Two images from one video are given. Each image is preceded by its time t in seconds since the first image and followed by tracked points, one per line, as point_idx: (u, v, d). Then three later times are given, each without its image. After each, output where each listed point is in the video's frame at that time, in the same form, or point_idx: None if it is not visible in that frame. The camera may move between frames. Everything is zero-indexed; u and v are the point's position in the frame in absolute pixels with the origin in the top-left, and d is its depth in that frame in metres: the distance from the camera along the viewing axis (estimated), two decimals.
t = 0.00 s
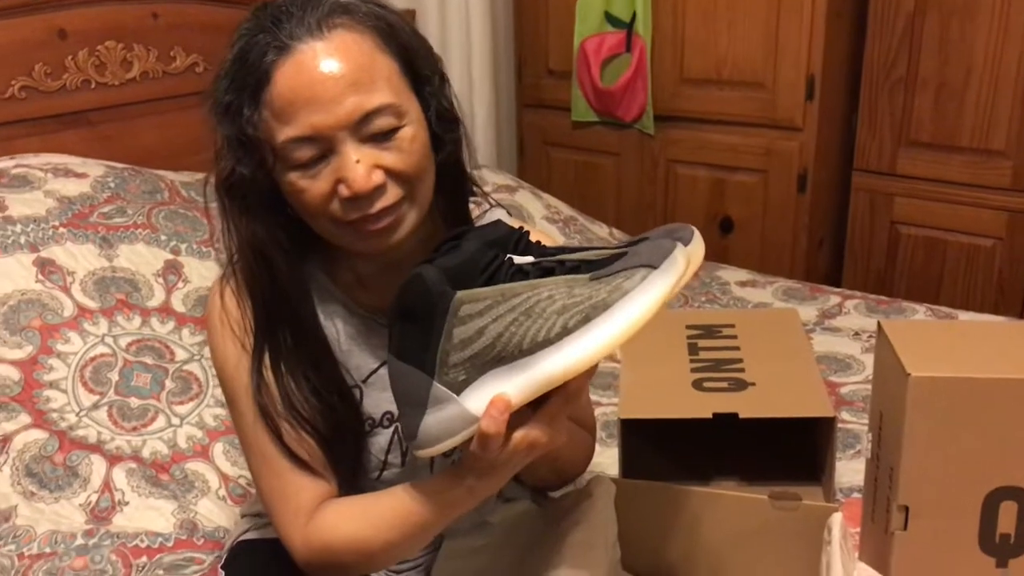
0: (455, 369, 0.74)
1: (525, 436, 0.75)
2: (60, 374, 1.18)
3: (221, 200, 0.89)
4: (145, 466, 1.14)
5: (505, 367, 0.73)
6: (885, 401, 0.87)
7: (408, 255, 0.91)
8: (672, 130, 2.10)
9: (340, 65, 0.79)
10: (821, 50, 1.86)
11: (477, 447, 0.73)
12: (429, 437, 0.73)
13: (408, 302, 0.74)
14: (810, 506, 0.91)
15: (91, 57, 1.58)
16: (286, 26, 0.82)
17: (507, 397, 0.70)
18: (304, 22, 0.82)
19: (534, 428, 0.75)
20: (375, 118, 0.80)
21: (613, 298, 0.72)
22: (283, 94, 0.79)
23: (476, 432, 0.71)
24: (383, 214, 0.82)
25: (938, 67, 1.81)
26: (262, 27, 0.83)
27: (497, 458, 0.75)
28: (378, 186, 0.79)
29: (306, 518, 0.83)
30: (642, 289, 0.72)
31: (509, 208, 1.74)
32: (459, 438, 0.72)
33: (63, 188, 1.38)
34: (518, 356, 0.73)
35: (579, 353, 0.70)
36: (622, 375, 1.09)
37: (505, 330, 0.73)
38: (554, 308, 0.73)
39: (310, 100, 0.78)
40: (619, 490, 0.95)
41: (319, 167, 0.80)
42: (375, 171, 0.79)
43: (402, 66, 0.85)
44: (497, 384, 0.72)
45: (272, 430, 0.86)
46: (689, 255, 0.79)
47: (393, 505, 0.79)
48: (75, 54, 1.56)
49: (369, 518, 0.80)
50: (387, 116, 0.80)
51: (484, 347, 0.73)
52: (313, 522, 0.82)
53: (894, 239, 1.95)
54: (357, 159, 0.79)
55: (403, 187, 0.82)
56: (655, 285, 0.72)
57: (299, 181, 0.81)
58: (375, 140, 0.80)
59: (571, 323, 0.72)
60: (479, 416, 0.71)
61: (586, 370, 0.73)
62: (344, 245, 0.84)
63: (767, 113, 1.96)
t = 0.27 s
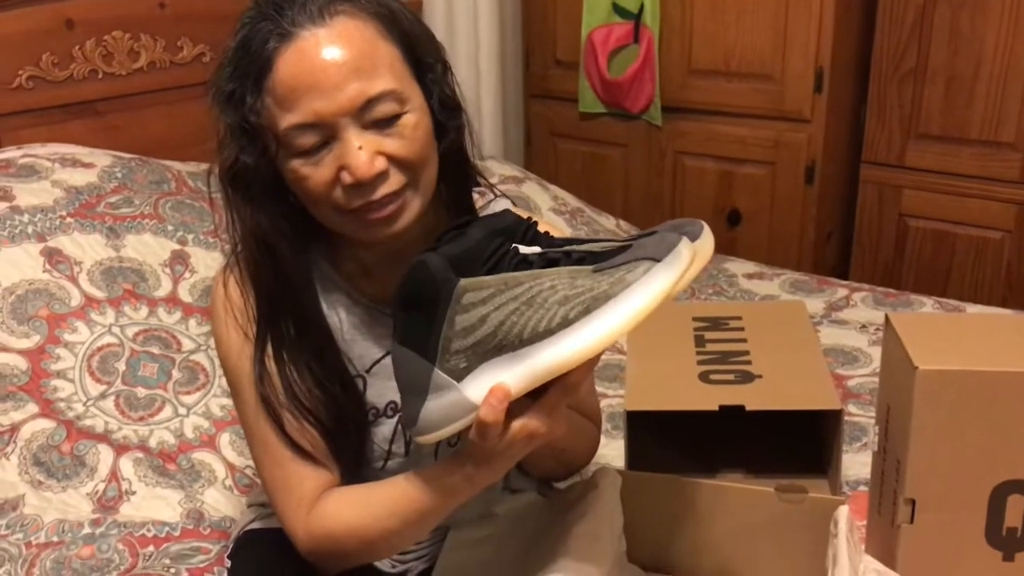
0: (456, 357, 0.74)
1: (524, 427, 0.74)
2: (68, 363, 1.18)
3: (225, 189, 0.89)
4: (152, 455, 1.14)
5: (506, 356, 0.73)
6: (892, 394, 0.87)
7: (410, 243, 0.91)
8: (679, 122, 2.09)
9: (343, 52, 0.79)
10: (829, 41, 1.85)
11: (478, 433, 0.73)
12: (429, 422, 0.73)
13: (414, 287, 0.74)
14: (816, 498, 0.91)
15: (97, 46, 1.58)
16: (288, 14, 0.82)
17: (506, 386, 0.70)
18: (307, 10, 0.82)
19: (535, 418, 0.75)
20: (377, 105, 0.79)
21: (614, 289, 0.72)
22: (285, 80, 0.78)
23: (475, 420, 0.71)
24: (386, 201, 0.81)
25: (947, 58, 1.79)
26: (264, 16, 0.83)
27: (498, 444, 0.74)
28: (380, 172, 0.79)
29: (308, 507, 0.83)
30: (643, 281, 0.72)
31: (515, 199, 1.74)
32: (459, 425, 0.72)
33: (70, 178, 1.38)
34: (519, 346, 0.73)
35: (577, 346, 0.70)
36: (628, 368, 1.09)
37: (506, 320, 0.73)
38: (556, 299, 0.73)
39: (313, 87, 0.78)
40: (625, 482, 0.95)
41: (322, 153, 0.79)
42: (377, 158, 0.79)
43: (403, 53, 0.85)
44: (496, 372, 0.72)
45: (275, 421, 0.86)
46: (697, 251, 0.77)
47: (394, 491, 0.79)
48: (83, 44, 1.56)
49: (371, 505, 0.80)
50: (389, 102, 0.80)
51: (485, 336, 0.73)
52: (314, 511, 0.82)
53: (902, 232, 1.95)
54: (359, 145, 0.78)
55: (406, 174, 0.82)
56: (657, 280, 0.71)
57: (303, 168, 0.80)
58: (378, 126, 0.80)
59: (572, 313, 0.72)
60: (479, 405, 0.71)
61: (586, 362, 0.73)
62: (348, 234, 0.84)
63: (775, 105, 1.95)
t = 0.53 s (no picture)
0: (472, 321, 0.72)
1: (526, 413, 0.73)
2: (75, 358, 1.19)
3: (230, 185, 0.89)
4: (158, 450, 1.15)
5: (511, 335, 0.70)
6: (898, 391, 0.87)
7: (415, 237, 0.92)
8: (684, 119, 2.09)
9: (348, 48, 0.79)
10: (835, 38, 1.85)
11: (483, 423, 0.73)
12: (432, 372, 0.74)
13: (456, 248, 0.76)
14: (821, 497, 0.90)
15: (105, 42, 1.58)
16: (293, 10, 0.82)
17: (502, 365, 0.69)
18: (312, 6, 0.82)
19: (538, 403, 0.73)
20: (383, 100, 0.80)
21: (626, 305, 0.66)
22: (290, 75, 0.79)
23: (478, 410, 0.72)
24: (392, 195, 0.82)
25: (954, 55, 1.79)
26: (268, 13, 0.83)
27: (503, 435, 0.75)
28: (386, 167, 0.79)
29: (311, 502, 0.83)
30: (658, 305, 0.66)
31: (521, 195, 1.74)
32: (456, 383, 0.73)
33: (78, 173, 1.39)
34: (525, 330, 0.69)
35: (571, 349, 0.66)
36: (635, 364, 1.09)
37: (521, 301, 0.69)
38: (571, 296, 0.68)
39: (319, 83, 0.78)
40: (632, 477, 0.95)
41: (327, 147, 0.80)
42: (384, 153, 0.79)
43: (408, 48, 0.85)
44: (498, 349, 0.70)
45: (278, 417, 0.86)
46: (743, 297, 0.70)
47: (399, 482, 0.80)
48: (90, 40, 1.56)
49: (374, 497, 0.80)
50: (394, 97, 0.80)
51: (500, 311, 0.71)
52: (317, 507, 0.82)
53: (907, 229, 1.94)
54: (365, 140, 0.79)
55: (412, 169, 0.82)
56: (670, 308, 0.66)
57: (309, 164, 0.80)
58: (383, 121, 0.80)
59: (578, 316, 0.67)
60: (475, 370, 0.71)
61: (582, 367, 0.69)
62: (355, 230, 0.84)
63: (781, 102, 1.95)
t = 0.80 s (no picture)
0: (495, 326, 0.73)
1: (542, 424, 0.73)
2: (80, 359, 1.19)
3: (237, 188, 0.89)
4: (163, 451, 1.15)
5: (529, 348, 0.71)
6: (903, 393, 0.87)
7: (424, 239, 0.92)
8: (689, 120, 2.09)
9: (355, 52, 0.79)
10: (840, 40, 1.84)
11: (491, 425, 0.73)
12: (446, 365, 0.75)
13: (489, 243, 0.75)
14: (826, 497, 0.90)
15: (110, 44, 1.58)
16: (299, 14, 0.82)
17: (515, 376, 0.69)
18: (318, 10, 0.82)
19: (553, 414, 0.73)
20: (390, 104, 0.80)
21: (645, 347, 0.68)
22: (297, 79, 0.79)
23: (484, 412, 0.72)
24: (400, 200, 0.82)
25: (959, 57, 1.79)
26: (275, 17, 0.83)
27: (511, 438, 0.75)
28: (394, 171, 0.79)
29: (315, 504, 0.84)
30: (676, 355, 0.67)
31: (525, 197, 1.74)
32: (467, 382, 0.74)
33: (83, 175, 1.39)
34: (543, 345, 0.71)
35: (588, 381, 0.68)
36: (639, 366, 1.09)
37: (545, 318, 0.71)
38: (594, 325, 0.69)
39: (327, 87, 0.78)
40: (636, 479, 0.95)
41: (335, 151, 0.80)
42: (391, 157, 0.79)
43: (414, 51, 0.86)
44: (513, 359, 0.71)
45: (284, 420, 0.86)
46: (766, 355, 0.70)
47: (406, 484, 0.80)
48: (96, 42, 1.57)
49: (377, 499, 0.80)
50: (401, 101, 0.80)
51: (522, 322, 0.71)
52: (322, 509, 0.83)
53: (912, 231, 1.94)
54: (373, 145, 0.79)
55: (419, 173, 0.82)
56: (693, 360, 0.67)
57: (317, 167, 0.81)
58: (390, 126, 0.80)
59: (597, 347, 0.69)
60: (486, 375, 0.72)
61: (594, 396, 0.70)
62: (362, 233, 0.84)
63: (785, 103, 1.95)
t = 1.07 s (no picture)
0: (504, 310, 0.71)
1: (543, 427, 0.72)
2: (83, 362, 1.19)
3: (241, 192, 0.89)
4: (166, 454, 1.15)
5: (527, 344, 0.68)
6: (905, 396, 0.87)
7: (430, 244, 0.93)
8: (691, 123, 2.09)
9: (359, 58, 0.79)
10: (842, 42, 1.84)
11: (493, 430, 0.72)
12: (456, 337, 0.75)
13: (524, 229, 0.76)
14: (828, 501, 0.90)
15: (114, 48, 1.59)
16: (304, 21, 0.82)
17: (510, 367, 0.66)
18: (323, 17, 0.82)
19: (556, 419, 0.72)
20: (394, 111, 0.80)
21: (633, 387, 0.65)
22: (302, 84, 0.79)
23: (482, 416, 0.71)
24: (404, 206, 0.82)
25: (962, 59, 1.79)
26: (279, 23, 0.83)
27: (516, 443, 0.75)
28: (399, 178, 0.79)
29: (315, 506, 0.84)
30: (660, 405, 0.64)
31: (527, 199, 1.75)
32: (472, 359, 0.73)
33: (86, 178, 1.40)
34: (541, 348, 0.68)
35: (571, 400, 0.64)
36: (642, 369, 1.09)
37: (550, 324, 0.69)
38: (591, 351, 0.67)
39: (331, 93, 0.78)
40: (637, 482, 0.95)
41: (340, 156, 0.80)
42: (396, 163, 0.79)
43: (419, 57, 0.86)
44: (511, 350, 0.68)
45: (287, 424, 0.86)
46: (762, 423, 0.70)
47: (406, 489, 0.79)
48: (99, 46, 1.57)
49: (375, 502, 0.80)
50: (405, 108, 0.81)
51: (529, 320, 0.69)
52: (320, 510, 0.83)
53: (914, 233, 1.94)
54: (378, 151, 0.79)
55: (423, 179, 0.83)
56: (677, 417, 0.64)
57: (324, 173, 0.81)
58: (395, 132, 0.81)
59: (588, 371, 0.65)
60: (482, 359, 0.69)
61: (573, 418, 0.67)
62: (366, 238, 0.85)
63: (788, 106, 1.94)
